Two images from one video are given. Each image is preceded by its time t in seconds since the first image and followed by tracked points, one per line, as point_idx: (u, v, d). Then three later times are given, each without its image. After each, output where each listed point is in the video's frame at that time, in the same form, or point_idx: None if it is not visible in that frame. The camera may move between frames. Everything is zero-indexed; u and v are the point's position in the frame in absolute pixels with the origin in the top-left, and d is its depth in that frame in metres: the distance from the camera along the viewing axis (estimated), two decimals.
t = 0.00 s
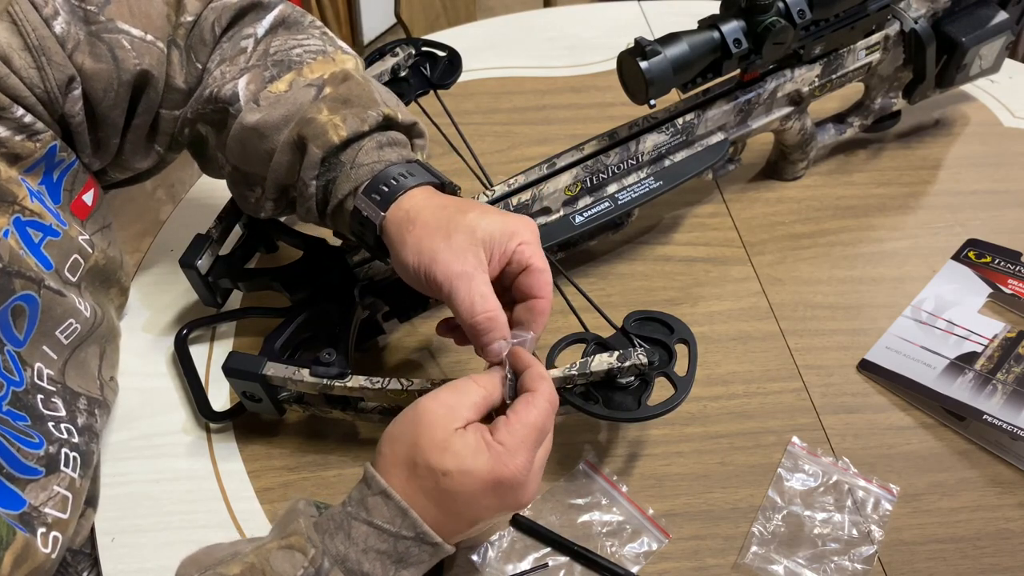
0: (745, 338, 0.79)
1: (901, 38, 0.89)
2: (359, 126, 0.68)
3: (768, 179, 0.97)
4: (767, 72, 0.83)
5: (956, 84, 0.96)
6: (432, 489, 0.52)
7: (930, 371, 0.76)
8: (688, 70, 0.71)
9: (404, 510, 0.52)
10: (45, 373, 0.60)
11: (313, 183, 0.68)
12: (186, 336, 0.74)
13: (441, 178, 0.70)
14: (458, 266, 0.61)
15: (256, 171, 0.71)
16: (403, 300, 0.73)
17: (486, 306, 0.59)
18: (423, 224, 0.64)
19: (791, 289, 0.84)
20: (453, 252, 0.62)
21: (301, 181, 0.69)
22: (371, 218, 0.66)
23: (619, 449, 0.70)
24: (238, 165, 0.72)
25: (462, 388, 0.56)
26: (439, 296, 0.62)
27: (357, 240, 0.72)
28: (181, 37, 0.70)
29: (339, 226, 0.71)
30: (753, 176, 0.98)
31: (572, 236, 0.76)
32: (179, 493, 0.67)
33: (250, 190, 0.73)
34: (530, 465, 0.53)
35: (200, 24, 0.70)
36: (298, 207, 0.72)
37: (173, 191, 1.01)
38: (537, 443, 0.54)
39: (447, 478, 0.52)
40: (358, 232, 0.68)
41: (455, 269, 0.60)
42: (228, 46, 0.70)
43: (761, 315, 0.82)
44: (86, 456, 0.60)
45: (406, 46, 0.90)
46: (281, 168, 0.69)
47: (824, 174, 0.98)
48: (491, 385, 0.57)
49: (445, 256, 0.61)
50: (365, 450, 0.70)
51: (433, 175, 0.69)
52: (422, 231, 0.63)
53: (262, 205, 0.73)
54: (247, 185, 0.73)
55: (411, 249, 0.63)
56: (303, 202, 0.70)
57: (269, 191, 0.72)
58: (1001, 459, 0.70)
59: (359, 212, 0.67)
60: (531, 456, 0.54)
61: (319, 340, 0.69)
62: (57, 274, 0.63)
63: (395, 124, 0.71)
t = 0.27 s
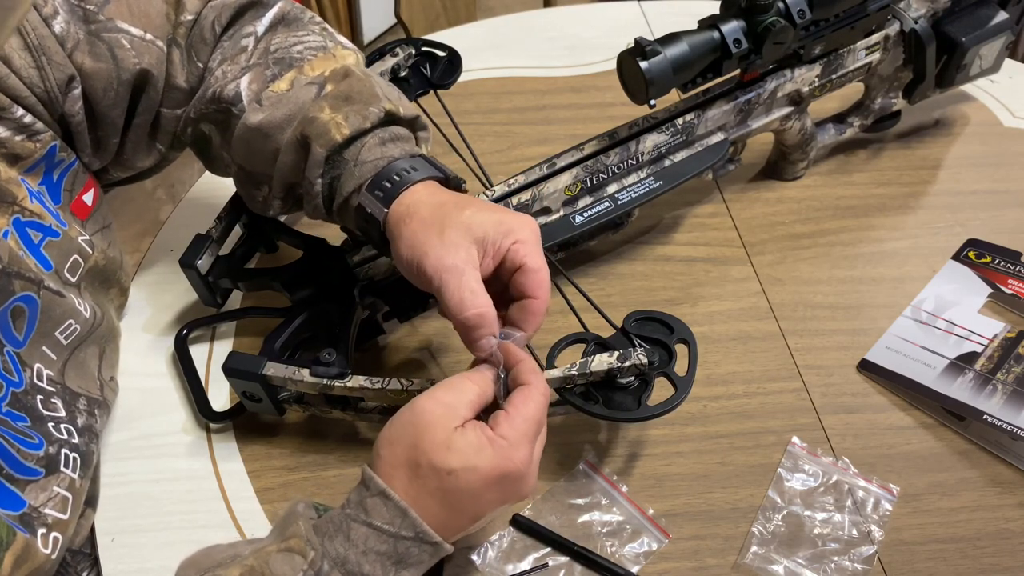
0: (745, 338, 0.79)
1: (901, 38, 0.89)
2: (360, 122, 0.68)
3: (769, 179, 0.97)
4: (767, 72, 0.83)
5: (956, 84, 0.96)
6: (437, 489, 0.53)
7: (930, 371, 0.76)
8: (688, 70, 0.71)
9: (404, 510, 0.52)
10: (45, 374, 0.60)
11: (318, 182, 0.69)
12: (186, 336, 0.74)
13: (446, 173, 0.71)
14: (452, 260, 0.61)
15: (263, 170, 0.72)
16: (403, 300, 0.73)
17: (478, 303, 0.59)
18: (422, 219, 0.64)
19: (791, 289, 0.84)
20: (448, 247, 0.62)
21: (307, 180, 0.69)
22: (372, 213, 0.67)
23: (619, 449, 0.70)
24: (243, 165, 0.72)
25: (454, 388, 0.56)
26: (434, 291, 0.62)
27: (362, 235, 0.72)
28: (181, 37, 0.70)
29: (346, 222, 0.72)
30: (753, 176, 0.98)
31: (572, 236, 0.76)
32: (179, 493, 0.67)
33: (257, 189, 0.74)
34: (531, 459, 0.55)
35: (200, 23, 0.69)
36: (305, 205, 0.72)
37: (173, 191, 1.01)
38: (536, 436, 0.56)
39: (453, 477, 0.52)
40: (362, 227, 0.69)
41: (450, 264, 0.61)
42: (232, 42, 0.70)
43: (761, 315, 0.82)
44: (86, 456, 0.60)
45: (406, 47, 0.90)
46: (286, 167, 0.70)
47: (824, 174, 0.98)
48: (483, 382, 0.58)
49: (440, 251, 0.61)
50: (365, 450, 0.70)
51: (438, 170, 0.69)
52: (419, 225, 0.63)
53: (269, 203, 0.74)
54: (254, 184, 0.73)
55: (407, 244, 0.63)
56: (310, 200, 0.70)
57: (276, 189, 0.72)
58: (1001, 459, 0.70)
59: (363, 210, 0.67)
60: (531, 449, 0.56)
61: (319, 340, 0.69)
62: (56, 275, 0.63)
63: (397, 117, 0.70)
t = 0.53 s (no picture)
0: (745, 338, 0.79)
1: (900, 38, 0.89)
2: (372, 108, 0.68)
3: (768, 179, 0.97)
4: (767, 72, 0.83)
5: (956, 84, 0.96)
6: (437, 486, 0.53)
7: (930, 371, 0.76)
8: (688, 70, 0.71)
9: (404, 512, 0.52)
10: (46, 373, 0.60)
11: (329, 166, 0.69)
12: (186, 336, 0.74)
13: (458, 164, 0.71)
14: (456, 255, 0.61)
15: (270, 159, 0.72)
16: (403, 300, 0.73)
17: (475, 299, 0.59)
18: (431, 211, 0.64)
19: (791, 289, 0.84)
20: (454, 241, 0.62)
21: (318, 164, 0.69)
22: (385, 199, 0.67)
23: (619, 449, 0.70)
24: (252, 154, 0.72)
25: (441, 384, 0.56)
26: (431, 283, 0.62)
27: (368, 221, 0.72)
28: (183, 30, 0.70)
29: (353, 208, 0.72)
30: (753, 176, 0.98)
31: (572, 236, 0.77)
32: (179, 493, 0.67)
33: (265, 179, 0.74)
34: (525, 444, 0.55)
35: (201, 16, 0.70)
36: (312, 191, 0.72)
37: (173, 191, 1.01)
38: (527, 420, 0.56)
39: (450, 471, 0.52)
40: (373, 212, 0.69)
41: (453, 256, 0.61)
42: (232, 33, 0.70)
43: (761, 315, 0.82)
44: (87, 456, 0.60)
45: (406, 46, 0.90)
46: (297, 152, 0.70)
47: (824, 174, 0.98)
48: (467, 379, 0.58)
49: (444, 244, 0.62)
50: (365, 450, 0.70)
51: (448, 159, 0.70)
52: (427, 218, 0.64)
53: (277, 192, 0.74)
54: (261, 174, 0.73)
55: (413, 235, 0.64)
56: (320, 185, 0.70)
57: (285, 177, 0.72)
58: (1001, 459, 0.70)
59: (376, 191, 0.67)
60: (524, 435, 0.56)
61: (319, 341, 0.69)
62: (56, 275, 0.63)
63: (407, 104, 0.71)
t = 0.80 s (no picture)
0: (745, 338, 0.79)
1: (900, 38, 0.89)
2: (375, 91, 0.67)
3: (768, 179, 0.97)
4: (767, 72, 0.83)
5: (956, 84, 0.96)
6: (435, 486, 0.53)
7: (930, 371, 0.76)
8: (688, 70, 0.71)
9: (401, 510, 0.52)
10: (52, 373, 0.60)
11: (335, 151, 0.69)
12: (186, 336, 0.74)
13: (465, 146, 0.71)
14: (451, 244, 0.60)
15: (277, 148, 0.71)
16: (403, 300, 0.73)
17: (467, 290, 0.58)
18: (430, 198, 0.64)
19: (791, 289, 0.84)
20: (452, 231, 0.61)
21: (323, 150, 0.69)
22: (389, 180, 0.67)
23: (619, 449, 0.70)
24: (258, 145, 0.72)
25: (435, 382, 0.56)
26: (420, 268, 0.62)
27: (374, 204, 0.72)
28: (183, 24, 0.70)
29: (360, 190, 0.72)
30: (753, 176, 0.98)
31: (572, 236, 0.77)
32: (180, 493, 0.67)
33: (273, 169, 0.73)
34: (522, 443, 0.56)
35: (200, 9, 0.70)
36: (320, 177, 0.72)
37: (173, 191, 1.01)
38: (524, 420, 0.56)
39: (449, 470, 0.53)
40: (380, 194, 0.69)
41: (448, 245, 0.60)
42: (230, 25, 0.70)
43: (761, 315, 0.82)
44: (89, 458, 0.60)
45: (406, 47, 0.91)
46: (302, 139, 0.69)
47: (824, 174, 0.98)
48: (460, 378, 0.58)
49: (440, 231, 0.61)
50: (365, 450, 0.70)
51: (455, 142, 0.70)
52: (425, 205, 0.63)
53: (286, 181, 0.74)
54: (269, 164, 0.73)
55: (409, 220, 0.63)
56: (326, 171, 0.70)
57: (292, 165, 0.72)
58: (1001, 459, 0.70)
59: (381, 174, 0.67)
60: (522, 434, 0.56)
61: (319, 341, 0.69)
62: (57, 275, 0.63)
63: (411, 85, 0.70)
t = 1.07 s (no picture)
0: (745, 338, 0.79)
1: (901, 38, 0.89)
2: (337, 52, 0.66)
3: (768, 179, 0.97)
4: (767, 72, 0.83)
5: (956, 84, 0.96)
6: (455, 522, 0.47)
7: (930, 371, 0.76)
8: (688, 70, 0.71)
9: (414, 544, 0.46)
10: (55, 373, 0.60)
11: (306, 116, 0.67)
12: (186, 336, 0.74)
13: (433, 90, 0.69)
14: (410, 193, 0.60)
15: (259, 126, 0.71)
16: (403, 301, 0.73)
17: (438, 227, 0.58)
18: (387, 154, 0.62)
19: (791, 289, 0.84)
20: (410, 181, 0.60)
21: (296, 117, 0.68)
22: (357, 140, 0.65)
23: (619, 449, 0.70)
24: (242, 126, 0.71)
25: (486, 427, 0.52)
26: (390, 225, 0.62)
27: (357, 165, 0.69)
28: (172, 13, 0.68)
29: (341, 155, 0.70)
30: (753, 176, 0.98)
31: (572, 236, 0.77)
32: (180, 493, 0.67)
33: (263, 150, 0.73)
34: (553, 497, 0.50)
35: None
36: (306, 150, 0.71)
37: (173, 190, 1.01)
38: (561, 473, 0.51)
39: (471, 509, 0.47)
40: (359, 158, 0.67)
41: (407, 195, 0.60)
42: None
43: (762, 315, 0.82)
44: (92, 458, 0.61)
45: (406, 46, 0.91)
46: (277, 110, 0.69)
47: (824, 173, 0.98)
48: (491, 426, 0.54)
49: (399, 183, 0.60)
50: (365, 450, 0.70)
51: (424, 89, 0.68)
52: (383, 163, 0.62)
53: (278, 160, 0.74)
54: (258, 144, 0.72)
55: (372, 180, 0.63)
56: (303, 139, 0.69)
57: (277, 141, 0.71)
58: (1001, 459, 0.70)
59: (349, 134, 0.66)
60: (555, 488, 0.50)
61: (319, 341, 0.69)
62: (62, 273, 0.63)
63: (375, 41, 0.68)
